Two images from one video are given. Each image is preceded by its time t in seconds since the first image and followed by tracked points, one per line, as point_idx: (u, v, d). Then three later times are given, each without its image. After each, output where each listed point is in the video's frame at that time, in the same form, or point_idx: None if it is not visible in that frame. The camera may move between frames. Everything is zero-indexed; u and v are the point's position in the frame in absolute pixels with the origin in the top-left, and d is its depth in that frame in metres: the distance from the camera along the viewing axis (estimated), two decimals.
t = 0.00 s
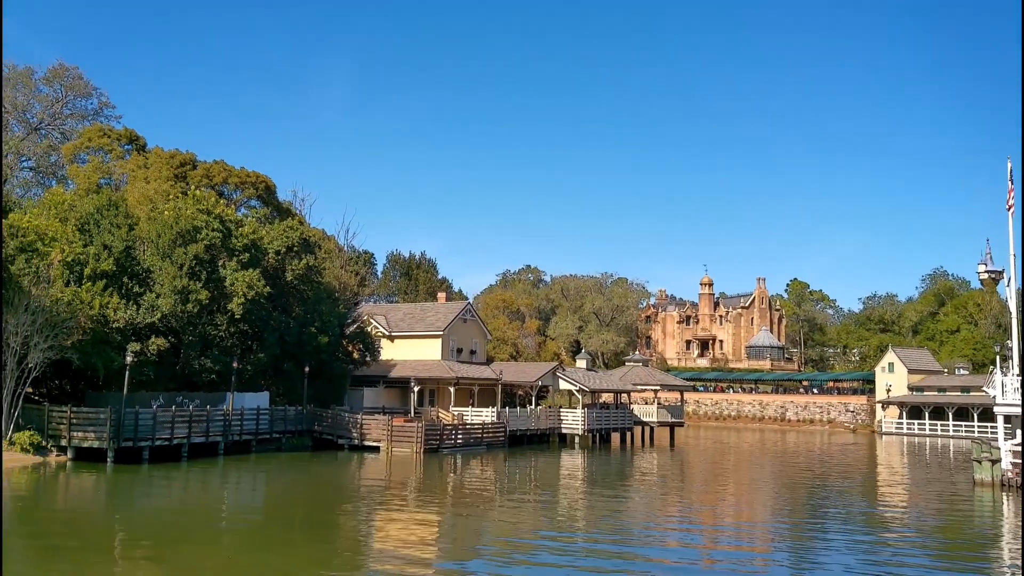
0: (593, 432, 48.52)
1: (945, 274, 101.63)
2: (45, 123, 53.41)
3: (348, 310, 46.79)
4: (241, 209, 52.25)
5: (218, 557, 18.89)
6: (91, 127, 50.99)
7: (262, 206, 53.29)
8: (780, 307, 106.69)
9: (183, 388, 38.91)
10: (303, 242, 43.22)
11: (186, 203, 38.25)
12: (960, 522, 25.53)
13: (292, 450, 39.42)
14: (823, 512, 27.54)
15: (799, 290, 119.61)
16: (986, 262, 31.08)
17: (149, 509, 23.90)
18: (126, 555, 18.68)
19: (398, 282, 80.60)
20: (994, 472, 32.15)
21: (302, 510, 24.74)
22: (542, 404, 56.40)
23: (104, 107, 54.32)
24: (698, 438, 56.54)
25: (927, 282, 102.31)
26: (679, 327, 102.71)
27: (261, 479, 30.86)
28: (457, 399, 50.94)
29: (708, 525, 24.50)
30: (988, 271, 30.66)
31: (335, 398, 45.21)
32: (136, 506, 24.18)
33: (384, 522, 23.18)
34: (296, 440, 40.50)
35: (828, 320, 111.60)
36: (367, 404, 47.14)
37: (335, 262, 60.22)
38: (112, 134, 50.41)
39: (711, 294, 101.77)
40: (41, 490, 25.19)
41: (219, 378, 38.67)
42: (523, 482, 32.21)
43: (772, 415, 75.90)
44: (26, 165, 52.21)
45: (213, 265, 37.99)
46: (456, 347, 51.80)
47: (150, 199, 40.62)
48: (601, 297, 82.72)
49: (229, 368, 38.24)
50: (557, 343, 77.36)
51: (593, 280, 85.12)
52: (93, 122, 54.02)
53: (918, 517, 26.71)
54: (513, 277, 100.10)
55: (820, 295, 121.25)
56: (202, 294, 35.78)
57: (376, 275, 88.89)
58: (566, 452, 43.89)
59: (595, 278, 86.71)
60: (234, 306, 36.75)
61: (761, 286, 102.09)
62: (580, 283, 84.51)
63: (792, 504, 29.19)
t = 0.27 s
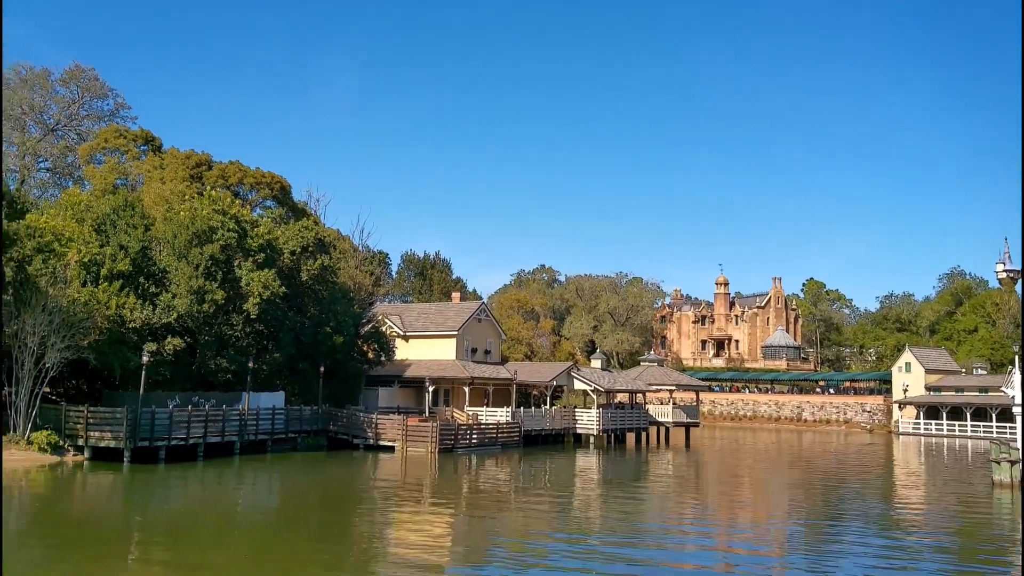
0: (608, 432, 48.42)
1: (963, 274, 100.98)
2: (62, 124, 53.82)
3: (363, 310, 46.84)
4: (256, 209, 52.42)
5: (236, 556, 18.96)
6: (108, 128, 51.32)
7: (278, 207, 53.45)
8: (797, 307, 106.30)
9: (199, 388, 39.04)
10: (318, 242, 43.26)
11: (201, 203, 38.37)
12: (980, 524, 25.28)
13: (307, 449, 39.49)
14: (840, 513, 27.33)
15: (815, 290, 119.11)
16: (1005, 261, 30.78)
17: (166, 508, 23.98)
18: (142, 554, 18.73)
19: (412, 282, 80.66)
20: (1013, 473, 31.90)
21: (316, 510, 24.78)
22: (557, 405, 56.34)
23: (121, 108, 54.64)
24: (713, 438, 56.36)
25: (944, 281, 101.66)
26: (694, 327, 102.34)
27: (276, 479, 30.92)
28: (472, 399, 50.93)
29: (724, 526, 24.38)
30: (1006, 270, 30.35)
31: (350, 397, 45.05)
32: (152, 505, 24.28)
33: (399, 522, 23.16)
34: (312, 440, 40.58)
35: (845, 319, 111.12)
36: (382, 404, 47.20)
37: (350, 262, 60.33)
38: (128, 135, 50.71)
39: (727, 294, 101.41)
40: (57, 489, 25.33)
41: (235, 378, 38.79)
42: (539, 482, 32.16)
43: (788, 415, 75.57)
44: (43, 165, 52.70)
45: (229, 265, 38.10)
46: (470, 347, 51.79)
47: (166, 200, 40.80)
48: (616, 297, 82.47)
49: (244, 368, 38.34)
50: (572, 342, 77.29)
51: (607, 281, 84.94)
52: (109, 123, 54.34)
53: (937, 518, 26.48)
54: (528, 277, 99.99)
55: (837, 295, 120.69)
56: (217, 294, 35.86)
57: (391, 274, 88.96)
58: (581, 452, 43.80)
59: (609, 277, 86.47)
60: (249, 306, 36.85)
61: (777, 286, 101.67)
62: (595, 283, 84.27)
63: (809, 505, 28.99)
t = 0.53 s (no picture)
0: (618, 435, 48.34)
1: (975, 275, 100.51)
2: (73, 128, 54.02)
3: (373, 313, 46.87)
4: (267, 212, 52.54)
5: (246, 558, 19.06)
6: (119, 132, 51.54)
7: (287, 210, 53.56)
8: (807, 309, 106.00)
9: (209, 391, 39.11)
10: (327, 245, 43.31)
11: (212, 207, 38.47)
12: (993, 526, 25.09)
13: (317, 452, 39.54)
14: (851, 516, 27.18)
15: (826, 291, 118.77)
16: (1017, 262, 30.57)
17: (177, 509, 24.13)
18: (153, 555, 18.89)
19: (422, 284, 80.66)
20: None
21: (326, 512, 24.84)
22: (567, 407, 56.28)
23: (131, 112, 54.83)
24: (724, 441, 56.21)
25: (956, 282, 101.20)
26: (704, 329, 102.01)
27: (286, 481, 30.98)
28: (482, 402, 50.93)
29: (735, 529, 24.28)
30: (1019, 271, 30.14)
31: (359, 399, 44.93)
32: (162, 507, 24.39)
33: (409, 525, 23.12)
34: (322, 442, 40.61)
35: (856, 321, 110.76)
36: (392, 406, 47.23)
37: (360, 265, 60.41)
38: (138, 139, 50.90)
39: (737, 296, 101.12)
40: (69, 492, 25.45)
41: (245, 381, 38.83)
42: (549, 485, 32.13)
43: (799, 417, 75.34)
44: (55, 170, 52.97)
45: (239, 268, 38.18)
46: (480, 349, 51.79)
47: (177, 203, 40.87)
48: (626, 299, 82.25)
49: (255, 371, 38.41)
50: (582, 345, 77.27)
51: (617, 283, 84.37)
52: (120, 127, 54.51)
53: (949, 521, 26.30)
54: (537, 279, 99.90)
55: (848, 296, 120.28)
56: (228, 297, 35.94)
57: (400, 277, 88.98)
58: (590, 455, 43.74)
59: (619, 279, 86.24)
60: (260, 309, 36.93)
61: (787, 287, 101.36)
62: (605, 285, 83.86)
63: (820, 508, 28.84)
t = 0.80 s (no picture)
0: (630, 435, 48.24)
1: (989, 274, 99.94)
2: (85, 130, 54.23)
3: (384, 313, 46.88)
4: (278, 213, 52.64)
5: (258, 558, 19.12)
6: (131, 133, 51.69)
7: (299, 210, 53.64)
8: (820, 308, 105.59)
9: (221, 391, 39.21)
10: (339, 246, 43.33)
11: (224, 207, 38.52)
12: (1009, 528, 24.88)
13: (329, 452, 39.61)
14: (864, 517, 27.03)
15: (838, 291, 118.29)
16: None
17: (190, 509, 24.24)
18: (165, 555, 18.93)
19: (433, 284, 80.66)
20: None
21: (338, 512, 24.90)
22: (578, 407, 56.22)
23: (143, 113, 55.00)
24: (736, 441, 56.03)
25: (969, 281, 100.65)
26: (716, 329, 101.66)
27: (298, 481, 31.04)
28: (493, 402, 50.92)
29: (747, 530, 24.19)
30: None
31: (370, 400, 44.90)
32: (175, 507, 24.50)
33: (420, 525, 23.11)
34: (333, 442, 40.66)
35: (869, 321, 110.28)
36: (403, 406, 47.27)
37: (371, 265, 60.46)
38: (150, 140, 51.02)
39: (749, 295, 100.78)
40: (82, 492, 25.55)
41: (257, 382, 38.88)
42: (560, 485, 32.08)
43: (812, 418, 75.09)
44: (67, 171, 53.14)
45: (251, 269, 38.25)
46: (491, 349, 51.76)
47: (189, 204, 40.97)
48: (638, 299, 82.01)
49: (267, 371, 38.47)
50: (593, 345, 77.17)
51: (628, 283, 84.02)
52: (132, 128, 54.70)
53: (963, 522, 26.11)
54: (548, 279, 99.76)
55: (860, 296, 119.77)
56: (240, 298, 36.00)
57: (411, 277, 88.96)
58: (602, 455, 43.67)
59: (630, 279, 85.99)
60: (271, 309, 37.00)
61: (800, 287, 100.98)
62: (616, 285, 83.51)
63: (832, 509, 28.69)
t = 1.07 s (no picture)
0: (642, 435, 48.16)
1: (1002, 273, 99.40)
2: (98, 131, 54.45)
3: (395, 313, 46.90)
4: (289, 214, 52.73)
5: (269, 557, 19.15)
6: (143, 134, 51.90)
7: (310, 211, 53.71)
8: (832, 309, 105.22)
9: (233, 391, 39.31)
10: (350, 246, 43.35)
11: (236, 208, 38.59)
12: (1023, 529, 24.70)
13: (340, 452, 39.69)
14: (876, 518, 26.88)
15: (850, 291, 117.87)
16: None
17: (203, 509, 24.29)
18: (178, 555, 18.93)
19: (443, 285, 80.70)
20: None
21: (350, 511, 24.93)
22: (589, 408, 56.16)
23: (155, 114, 55.20)
24: (748, 442, 55.86)
25: (983, 281, 100.15)
26: (728, 329, 101.34)
27: (309, 481, 31.10)
28: (504, 402, 50.93)
29: (759, 530, 24.15)
30: None
31: (382, 400, 44.92)
32: (188, 506, 24.57)
33: (432, 525, 23.11)
34: (345, 442, 40.73)
35: (881, 321, 109.88)
36: (414, 406, 47.30)
37: (382, 265, 60.53)
38: (163, 141, 51.19)
39: (761, 296, 100.47)
40: (95, 491, 25.65)
41: (269, 382, 38.95)
42: (572, 485, 32.06)
43: (824, 418, 74.85)
44: (80, 172, 53.35)
45: (263, 269, 38.33)
46: (502, 350, 51.73)
47: (201, 205, 41.10)
48: (649, 299, 81.82)
49: (278, 371, 38.55)
50: (604, 345, 77.08)
51: (640, 283, 83.99)
52: (144, 129, 54.90)
53: (977, 524, 25.93)
54: (559, 279, 99.66)
55: (873, 296, 119.29)
56: (252, 298, 36.08)
57: (422, 277, 88.97)
58: (613, 456, 43.61)
59: (642, 279, 85.77)
60: (283, 310, 37.10)
61: (812, 287, 100.61)
62: (628, 285, 83.39)
63: (844, 510, 28.55)
